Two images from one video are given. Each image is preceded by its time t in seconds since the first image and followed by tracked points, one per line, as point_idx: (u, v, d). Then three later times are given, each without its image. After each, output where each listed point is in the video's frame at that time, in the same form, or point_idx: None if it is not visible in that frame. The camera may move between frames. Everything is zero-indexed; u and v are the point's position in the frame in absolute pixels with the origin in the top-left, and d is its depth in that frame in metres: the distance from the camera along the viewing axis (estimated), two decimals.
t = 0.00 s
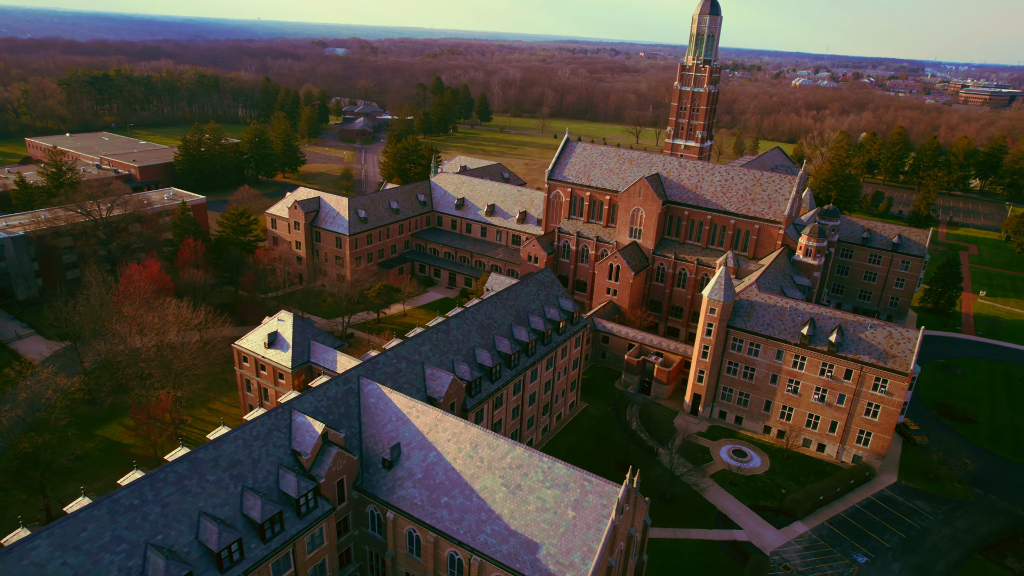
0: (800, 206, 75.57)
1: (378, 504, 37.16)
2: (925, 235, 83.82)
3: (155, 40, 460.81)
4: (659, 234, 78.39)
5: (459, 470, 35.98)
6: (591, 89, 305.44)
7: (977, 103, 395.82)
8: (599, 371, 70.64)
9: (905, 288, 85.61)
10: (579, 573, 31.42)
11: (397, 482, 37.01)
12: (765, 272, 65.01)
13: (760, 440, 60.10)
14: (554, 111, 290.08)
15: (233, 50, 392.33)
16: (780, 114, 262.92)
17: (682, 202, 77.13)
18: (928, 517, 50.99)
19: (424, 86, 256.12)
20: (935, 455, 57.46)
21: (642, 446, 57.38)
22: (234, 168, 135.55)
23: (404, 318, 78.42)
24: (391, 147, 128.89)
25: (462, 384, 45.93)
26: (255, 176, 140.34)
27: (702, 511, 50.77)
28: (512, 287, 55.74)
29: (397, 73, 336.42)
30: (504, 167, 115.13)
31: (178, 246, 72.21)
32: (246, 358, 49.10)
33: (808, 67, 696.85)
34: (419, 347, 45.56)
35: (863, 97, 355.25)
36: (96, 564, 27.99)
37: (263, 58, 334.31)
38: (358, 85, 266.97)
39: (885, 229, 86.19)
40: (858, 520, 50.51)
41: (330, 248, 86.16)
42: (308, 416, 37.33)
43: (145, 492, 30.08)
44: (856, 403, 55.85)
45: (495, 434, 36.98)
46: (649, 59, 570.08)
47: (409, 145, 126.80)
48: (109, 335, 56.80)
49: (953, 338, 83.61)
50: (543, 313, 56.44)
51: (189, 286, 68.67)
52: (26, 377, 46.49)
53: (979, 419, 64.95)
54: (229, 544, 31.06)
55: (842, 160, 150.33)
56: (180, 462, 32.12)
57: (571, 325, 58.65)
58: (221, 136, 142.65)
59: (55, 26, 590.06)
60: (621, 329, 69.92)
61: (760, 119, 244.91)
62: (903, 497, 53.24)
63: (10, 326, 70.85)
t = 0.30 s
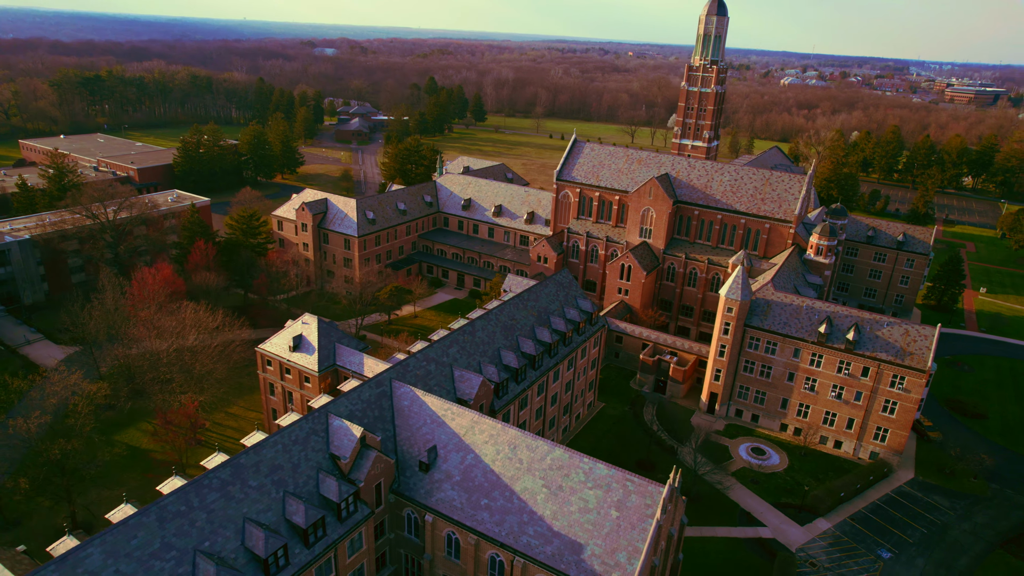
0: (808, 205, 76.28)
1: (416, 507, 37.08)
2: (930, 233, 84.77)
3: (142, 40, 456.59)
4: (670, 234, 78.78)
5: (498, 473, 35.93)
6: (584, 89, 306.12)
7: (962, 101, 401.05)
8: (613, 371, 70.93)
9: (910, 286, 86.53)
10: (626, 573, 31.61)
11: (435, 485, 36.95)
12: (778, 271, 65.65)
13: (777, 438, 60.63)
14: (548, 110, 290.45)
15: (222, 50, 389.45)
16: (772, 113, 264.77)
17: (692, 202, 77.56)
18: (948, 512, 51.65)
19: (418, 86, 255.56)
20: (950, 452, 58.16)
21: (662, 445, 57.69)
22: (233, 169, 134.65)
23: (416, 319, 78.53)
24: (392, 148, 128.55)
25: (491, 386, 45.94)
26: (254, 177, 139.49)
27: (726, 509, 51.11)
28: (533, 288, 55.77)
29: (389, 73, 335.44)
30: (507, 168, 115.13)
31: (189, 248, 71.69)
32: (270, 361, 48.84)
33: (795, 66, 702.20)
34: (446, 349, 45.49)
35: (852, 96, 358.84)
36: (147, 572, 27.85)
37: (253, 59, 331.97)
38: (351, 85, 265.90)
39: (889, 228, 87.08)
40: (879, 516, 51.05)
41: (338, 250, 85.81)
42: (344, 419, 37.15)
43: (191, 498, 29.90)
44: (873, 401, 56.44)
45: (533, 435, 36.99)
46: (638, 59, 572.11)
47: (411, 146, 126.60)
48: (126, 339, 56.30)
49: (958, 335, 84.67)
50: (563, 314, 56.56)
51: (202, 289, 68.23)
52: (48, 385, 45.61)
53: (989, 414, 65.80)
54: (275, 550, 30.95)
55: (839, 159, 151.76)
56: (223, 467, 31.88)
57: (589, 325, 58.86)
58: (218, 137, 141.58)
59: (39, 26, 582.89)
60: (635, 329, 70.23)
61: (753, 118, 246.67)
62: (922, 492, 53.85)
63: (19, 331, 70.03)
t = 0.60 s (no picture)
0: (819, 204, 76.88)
1: (455, 509, 37.07)
2: (936, 231, 85.59)
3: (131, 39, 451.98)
4: (681, 233, 79.09)
5: (539, 474, 36.00)
6: (579, 88, 306.34)
7: (951, 100, 404.84)
8: (629, 370, 71.18)
9: (917, 283, 87.33)
10: (672, 572, 31.82)
11: (475, 487, 36.96)
12: (794, 270, 66.08)
13: (795, 436, 61.08)
14: (543, 109, 290.33)
15: (214, 49, 386.41)
16: (767, 111, 266.11)
17: (704, 202, 77.90)
18: (969, 508, 52.23)
19: (414, 86, 254.78)
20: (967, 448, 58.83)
21: (683, 444, 57.94)
22: (234, 170, 133.73)
23: (429, 320, 78.35)
24: (396, 148, 128.29)
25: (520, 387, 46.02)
26: (255, 178, 138.64)
27: (750, 507, 51.46)
28: (555, 288, 55.85)
29: (382, 72, 334.02)
30: (512, 168, 115.12)
31: (202, 249, 71.23)
32: (296, 364, 48.62)
33: (785, 64, 705.38)
34: (476, 350, 45.52)
35: (844, 94, 361.20)
36: None
37: (245, 58, 329.42)
38: (346, 85, 264.65)
39: (896, 226, 87.87)
40: (902, 513, 51.58)
41: (349, 251, 85.51)
42: (382, 422, 37.07)
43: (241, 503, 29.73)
44: (892, 398, 56.96)
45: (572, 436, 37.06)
46: (629, 57, 573.23)
47: (415, 146, 126.37)
48: (145, 343, 55.83)
49: (964, 331, 85.55)
50: (585, 314, 56.67)
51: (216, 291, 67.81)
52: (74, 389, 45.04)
53: (1001, 410, 66.57)
54: (323, 554, 30.87)
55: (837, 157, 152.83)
56: (268, 472, 31.69)
57: (610, 325, 58.99)
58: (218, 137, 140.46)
59: (26, 24, 576.42)
60: (650, 329, 70.49)
61: (748, 117, 247.81)
62: (942, 489, 54.45)
63: (30, 335, 69.26)
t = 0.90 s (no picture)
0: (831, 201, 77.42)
1: (495, 508, 37.15)
2: (944, 226, 86.25)
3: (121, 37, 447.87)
4: (694, 230, 79.35)
5: (581, 472, 36.12)
6: (575, 85, 306.43)
7: (943, 95, 407.60)
8: (645, 367, 71.48)
9: (925, 278, 88.03)
10: (719, 569, 32.05)
11: (515, 486, 37.05)
12: (811, 267, 66.47)
13: (814, 432, 61.55)
14: (540, 106, 290.16)
15: (206, 46, 383.36)
16: (763, 107, 267.27)
17: (717, 199, 78.16)
18: (990, 501, 52.85)
19: (411, 83, 254.09)
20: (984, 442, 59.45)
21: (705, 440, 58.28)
22: (237, 169, 132.97)
23: (443, 318, 78.29)
24: (400, 146, 127.98)
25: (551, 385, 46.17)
26: (257, 177, 137.94)
27: (775, 502, 51.84)
28: (578, 286, 55.97)
29: (377, 69, 332.77)
30: (518, 165, 115.05)
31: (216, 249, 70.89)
32: (323, 364, 48.52)
33: (777, 60, 707.74)
34: (506, 349, 45.59)
35: (836, 90, 363.59)
36: None
37: (239, 55, 327.06)
38: (343, 82, 263.40)
39: (904, 221, 88.56)
40: (925, 506, 52.10)
41: (360, 249, 85.26)
42: (422, 422, 37.10)
43: (291, 505, 29.67)
44: (911, 393, 57.45)
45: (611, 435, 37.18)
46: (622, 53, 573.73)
47: (420, 143, 126.11)
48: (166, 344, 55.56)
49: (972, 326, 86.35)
50: (607, 312, 56.86)
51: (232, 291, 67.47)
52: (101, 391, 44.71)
53: (1014, 403, 67.31)
54: (373, 556, 30.86)
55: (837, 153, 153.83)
56: (314, 474, 31.60)
57: (631, 322, 59.22)
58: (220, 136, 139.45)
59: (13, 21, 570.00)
60: (667, 326, 70.82)
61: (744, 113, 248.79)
62: (962, 482, 55.03)
63: (44, 337, 68.67)
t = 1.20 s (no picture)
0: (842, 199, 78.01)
1: (535, 508, 37.24)
2: (952, 223, 86.93)
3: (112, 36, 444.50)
4: (707, 228, 79.62)
5: (622, 472, 36.27)
6: (572, 83, 306.66)
7: (935, 92, 410.41)
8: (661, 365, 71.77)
9: (933, 275, 88.74)
10: (765, 565, 32.23)
11: (556, 486, 37.18)
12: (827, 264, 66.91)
13: (833, 428, 62.03)
14: (537, 104, 290.10)
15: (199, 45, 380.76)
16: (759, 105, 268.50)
17: (729, 197, 78.49)
18: (1011, 496, 53.46)
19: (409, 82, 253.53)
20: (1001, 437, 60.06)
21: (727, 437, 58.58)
22: (240, 169, 132.38)
23: (458, 318, 78.32)
24: (405, 145, 127.80)
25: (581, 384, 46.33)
26: (261, 177, 137.38)
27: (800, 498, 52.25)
28: (601, 284, 56.12)
29: (373, 68, 331.86)
30: (525, 164, 115.08)
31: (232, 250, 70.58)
32: (351, 366, 48.45)
33: (768, 58, 711.89)
34: (537, 348, 45.73)
35: (830, 87, 365.74)
36: None
37: (233, 54, 325.14)
38: (340, 81, 262.48)
39: (912, 219, 89.27)
40: (947, 501, 52.62)
41: (372, 249, 85.08)
42: (462, 422, 37.13)
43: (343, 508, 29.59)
44: (930, 388, 57.95)
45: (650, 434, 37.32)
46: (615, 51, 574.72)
47: (426, 142, 125.93)
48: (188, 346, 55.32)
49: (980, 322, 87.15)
50: (630, 310, 57.07)
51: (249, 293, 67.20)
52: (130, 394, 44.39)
53: None
54: (424, 557, 30.93)
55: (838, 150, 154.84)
56: (363, 476, 31.54)
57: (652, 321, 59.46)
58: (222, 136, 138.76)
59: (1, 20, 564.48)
60: (683, 324, 71.14)
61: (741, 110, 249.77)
62: (982, 477, 55.62)
63: (58, 340, 68.14)
